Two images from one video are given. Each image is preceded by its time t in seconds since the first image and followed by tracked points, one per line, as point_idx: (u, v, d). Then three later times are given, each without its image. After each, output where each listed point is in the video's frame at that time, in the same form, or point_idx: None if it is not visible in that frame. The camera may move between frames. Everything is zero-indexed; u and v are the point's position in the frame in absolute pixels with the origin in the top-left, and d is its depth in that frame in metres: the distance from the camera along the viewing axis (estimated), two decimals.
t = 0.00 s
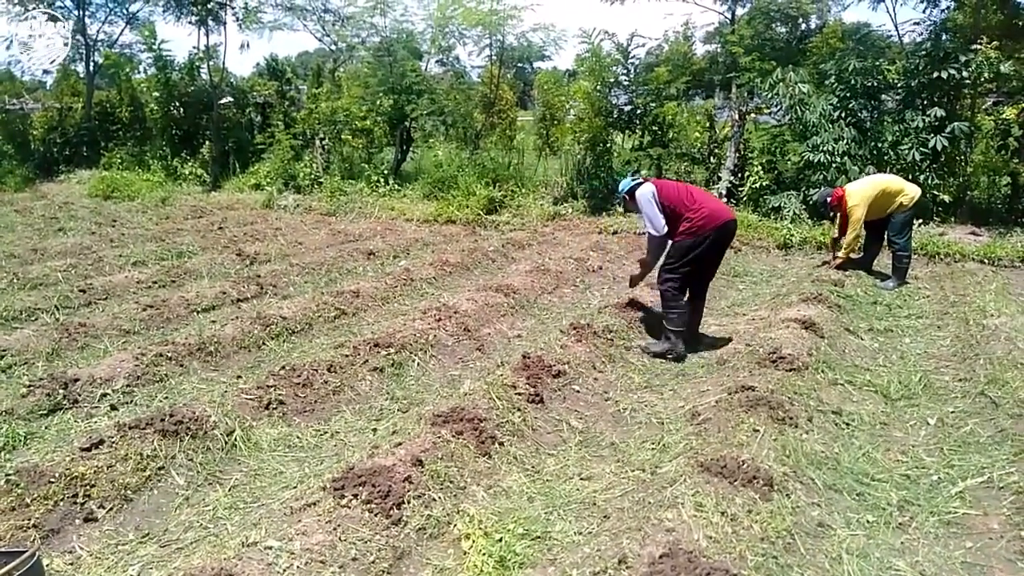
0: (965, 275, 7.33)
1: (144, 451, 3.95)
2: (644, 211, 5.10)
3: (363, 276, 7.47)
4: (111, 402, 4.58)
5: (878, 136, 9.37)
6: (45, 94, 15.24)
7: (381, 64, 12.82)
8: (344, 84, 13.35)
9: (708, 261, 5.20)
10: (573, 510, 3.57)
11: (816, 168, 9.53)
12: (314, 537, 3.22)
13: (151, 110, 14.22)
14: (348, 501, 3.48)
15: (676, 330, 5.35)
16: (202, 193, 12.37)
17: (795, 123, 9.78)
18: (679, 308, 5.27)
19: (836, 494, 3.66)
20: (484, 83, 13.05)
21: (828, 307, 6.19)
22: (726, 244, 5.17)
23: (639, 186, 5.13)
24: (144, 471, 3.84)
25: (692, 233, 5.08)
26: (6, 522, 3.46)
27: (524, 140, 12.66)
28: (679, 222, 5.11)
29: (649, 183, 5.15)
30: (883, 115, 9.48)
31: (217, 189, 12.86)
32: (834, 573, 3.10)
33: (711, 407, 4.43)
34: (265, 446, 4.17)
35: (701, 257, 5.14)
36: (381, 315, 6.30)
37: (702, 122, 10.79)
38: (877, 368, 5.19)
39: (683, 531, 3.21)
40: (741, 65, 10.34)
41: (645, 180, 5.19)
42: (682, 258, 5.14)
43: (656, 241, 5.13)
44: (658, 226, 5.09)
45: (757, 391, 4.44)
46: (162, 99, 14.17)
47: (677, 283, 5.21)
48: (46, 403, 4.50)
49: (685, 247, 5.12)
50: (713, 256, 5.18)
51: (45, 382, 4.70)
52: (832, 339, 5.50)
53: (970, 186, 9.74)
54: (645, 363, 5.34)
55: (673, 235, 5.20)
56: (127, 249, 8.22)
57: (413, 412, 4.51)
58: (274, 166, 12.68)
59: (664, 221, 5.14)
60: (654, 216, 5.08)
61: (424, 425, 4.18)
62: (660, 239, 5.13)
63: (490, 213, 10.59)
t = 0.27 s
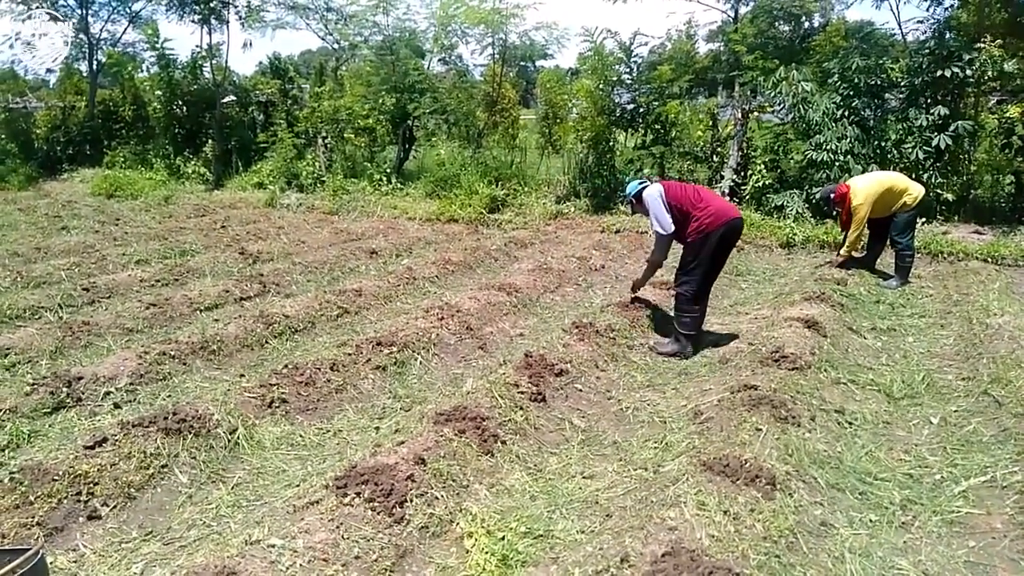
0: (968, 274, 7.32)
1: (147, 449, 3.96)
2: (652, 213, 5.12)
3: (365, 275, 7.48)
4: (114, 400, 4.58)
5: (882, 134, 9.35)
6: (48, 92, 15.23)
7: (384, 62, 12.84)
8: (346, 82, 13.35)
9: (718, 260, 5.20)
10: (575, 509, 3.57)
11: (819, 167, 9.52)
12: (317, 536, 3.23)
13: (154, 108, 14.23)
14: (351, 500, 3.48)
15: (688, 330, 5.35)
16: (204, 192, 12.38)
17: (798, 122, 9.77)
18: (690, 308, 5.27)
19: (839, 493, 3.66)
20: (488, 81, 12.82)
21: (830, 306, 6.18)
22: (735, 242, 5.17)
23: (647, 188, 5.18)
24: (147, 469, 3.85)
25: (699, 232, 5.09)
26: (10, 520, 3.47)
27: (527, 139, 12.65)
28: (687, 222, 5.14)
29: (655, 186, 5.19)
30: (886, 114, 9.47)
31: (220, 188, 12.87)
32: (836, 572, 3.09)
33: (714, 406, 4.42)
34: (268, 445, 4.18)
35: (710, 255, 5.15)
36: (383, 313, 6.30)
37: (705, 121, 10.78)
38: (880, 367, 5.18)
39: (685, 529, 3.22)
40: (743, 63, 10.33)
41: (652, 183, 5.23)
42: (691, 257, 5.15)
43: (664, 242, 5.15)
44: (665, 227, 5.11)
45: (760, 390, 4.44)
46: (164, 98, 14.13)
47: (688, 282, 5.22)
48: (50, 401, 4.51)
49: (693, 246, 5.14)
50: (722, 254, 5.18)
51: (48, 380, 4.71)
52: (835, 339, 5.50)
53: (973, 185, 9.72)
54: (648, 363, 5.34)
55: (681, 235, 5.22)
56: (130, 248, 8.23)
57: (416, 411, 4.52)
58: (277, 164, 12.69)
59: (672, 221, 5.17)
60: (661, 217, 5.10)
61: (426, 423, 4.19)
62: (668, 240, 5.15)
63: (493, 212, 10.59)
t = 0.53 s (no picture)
0: (970, 274, 7.31)
1: (149, 451, 3.96)
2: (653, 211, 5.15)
3: (366, 276, 7.47)
4: (115, 403, 4.59)
5: (882, 134, 9.34)
6: (48, 95, 15.22)
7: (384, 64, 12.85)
8: (347, 84, 13.31)
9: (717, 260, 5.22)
10: (577, 510, 3.57)
11: (820, 167, 9.51)
12: (318, 538, 3.23)
13: (155, 111, 14.24)
14: (352, 502, 3.48)
15: (687, 328, 5.35)
16: (205, 194, 12.39)
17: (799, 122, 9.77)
18: (689, 304, 5.27)
19: (840, 493, 3.66)
20: (488, 82, 12.88)
21: (832, 306, 6.18)
22: (735, 242, 5.19)
23: (650, 186, 5.20)
24: (148, 472, 3.85)
25: (699, 231, 5.12)
26: (11, 522, 3.47)
27: (527, 140, 12.65)
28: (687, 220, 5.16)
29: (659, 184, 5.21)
30: (887, 114, 9.46)
31: (221, 190, 12.88)
32: (838, 573, 3.09)
33: (716, 406, 4.42)
34: (269, 447, 4.18)
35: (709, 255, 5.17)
36: (384, 315, 6.30)
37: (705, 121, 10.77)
38: (881, 367, 5.18)
39: (687, 530, 3.21)
40: (744, 63, 10.33)
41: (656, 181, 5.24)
42: (691, 256, 5.18)
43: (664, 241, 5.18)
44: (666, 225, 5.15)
45: (761, 391, 4.43)
46: (165, 101, 14.10)
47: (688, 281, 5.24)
48: (51, 404, 4.51)
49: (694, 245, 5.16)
50: (722, 254, 5.20)
51: (49, 383, 4.71)
52: (836, 338, 5.49)
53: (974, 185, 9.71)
54: (649, 363, 5.34)
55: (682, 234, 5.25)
56: (131, 251, 8.23)
57: (417, 412, 4.52)
58: (278, 166, 12.70)
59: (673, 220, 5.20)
60: (662, 216, 5.14)
61: (427, 425, 4.19)
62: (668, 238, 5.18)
63: (493, 213, 10.60)
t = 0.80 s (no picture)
0: (967, 275, 7.32)
1: (146, 456, 3.95)
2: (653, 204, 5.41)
3: (364, 280, 7.47)
4: (112, 408, 4.58)
5: (879, 136, 9.36)
6: (46, 100, 15.22)
7: (382, 68, 12.87)
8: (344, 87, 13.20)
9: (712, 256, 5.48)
10: (576, 514, 3.56)
11: (817, 169, 9.52)
12: (316, 542, 3.22)
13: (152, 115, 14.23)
14: (349, 506, 3.48)
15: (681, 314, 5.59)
16: (203, 198, 12.38)
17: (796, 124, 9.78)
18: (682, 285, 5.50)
19: (839, 496, 3.65)
20: (484, 86, 12.89)
21: (829, 308, 6.18)
22: (730, 241, 5.43)
23: (653, 178, 5.43)
24: (145, 477, 3.84)
25: (694, 228, 5.37)
26: (8, 528, 3.46)
27: (525, 143, 12.66)
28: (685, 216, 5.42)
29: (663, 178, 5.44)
30: (884, 116, 9.47)
31: (218, 194, 12.87)
32: None
33: (714, 409, 4.41)
34: (267, 451, 4.17)
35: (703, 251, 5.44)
36: (382, 319, 6.30)
37: (703, 124, 10.78)
38: (879, 369, 5.18)
39: (685, 533, 3.21)
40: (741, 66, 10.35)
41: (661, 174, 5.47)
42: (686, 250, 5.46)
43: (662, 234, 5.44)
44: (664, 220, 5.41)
45: (759, 393, 4.43)
46: (163, 106, 14.05)
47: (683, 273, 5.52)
48: (48, 409, 4.50)
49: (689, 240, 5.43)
50: (716, 251, 5.45)
51: (46, 388, 4.70)
52: (834, 341, 5.49)
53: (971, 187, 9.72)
54: (646, 366, 5.35)
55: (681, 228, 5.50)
56: (128, 255, 8.22)
57: (415, 416, 4.51)
58: (276, 170, 12.70)
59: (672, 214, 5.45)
60: (661, 210, 5.40)
61: (425, 429, 4.18)
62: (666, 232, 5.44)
63: (491, 216, 10.60)
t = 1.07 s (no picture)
0: (967, 279, 7.32)
1: (144, 457, 3.95)
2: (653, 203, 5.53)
3: (363, 281, 7.47)
4: (111, 408, 4.57)
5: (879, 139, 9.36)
6: (46, 100, 15.20)
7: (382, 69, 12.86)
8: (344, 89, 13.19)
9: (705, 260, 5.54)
10: (574, 516, 3.56)
11: (817, 172, 9.52)
12: (314, 544, 3.21)
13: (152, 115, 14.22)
14: (348, 507, 3.47)
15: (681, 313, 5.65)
16: (202, 198, 12.37)
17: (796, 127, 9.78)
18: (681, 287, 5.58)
19: (838, 500, 3.64)
20: (484, 88, 12.95)
21: (829, 311, 6.18)
22: (721, 249, 5.45)
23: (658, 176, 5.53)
24: (144, 478, 3.83)
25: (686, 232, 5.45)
26: (5, 529, 3.45)
27: (525, 145, 12.66)
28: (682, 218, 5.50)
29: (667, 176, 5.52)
30: (884, 119, 9.47)
31: (218, 194, 12.86)
32: None
33: (713, 411, 4.41)
34: (265, 452, 4.16)
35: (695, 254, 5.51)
36: (381, 320, 6.29)
37: (703, 126, 10.79)
38: (878, 372, 5.18)
39: (684, 536, 3.20)
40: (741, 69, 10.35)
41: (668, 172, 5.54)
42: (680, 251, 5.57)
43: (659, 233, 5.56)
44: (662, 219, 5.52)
45: (758, 396, 4.42)
46: (162, 106, 14.02)
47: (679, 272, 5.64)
48: (46, 409, 4.50)
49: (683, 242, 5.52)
50: (708, 256, 5.50)
51: (45, 388, 4.70)
52: (833, 343, 5.49)
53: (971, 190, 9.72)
54: (645, 368, 5.34)
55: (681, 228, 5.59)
56: (127, 255, 8.22)
57: (414, 417, 4.51)
58: (275, 171, 12.70)
59: (672, 215, 5.54)
60: (659, 210, 5.51)
61: (424, 430, 4.17)
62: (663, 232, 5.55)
63: (491, 218, 10.59)
